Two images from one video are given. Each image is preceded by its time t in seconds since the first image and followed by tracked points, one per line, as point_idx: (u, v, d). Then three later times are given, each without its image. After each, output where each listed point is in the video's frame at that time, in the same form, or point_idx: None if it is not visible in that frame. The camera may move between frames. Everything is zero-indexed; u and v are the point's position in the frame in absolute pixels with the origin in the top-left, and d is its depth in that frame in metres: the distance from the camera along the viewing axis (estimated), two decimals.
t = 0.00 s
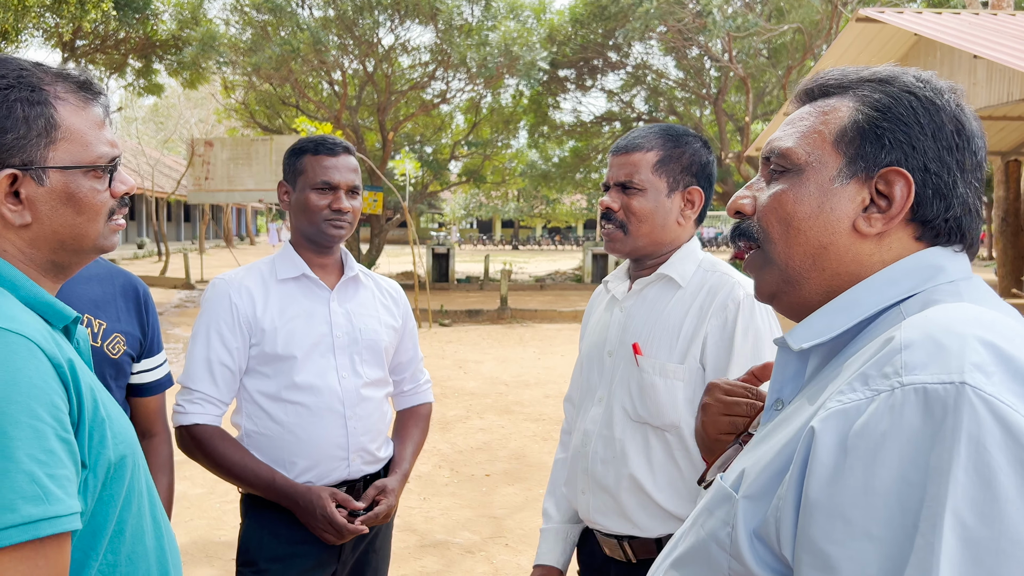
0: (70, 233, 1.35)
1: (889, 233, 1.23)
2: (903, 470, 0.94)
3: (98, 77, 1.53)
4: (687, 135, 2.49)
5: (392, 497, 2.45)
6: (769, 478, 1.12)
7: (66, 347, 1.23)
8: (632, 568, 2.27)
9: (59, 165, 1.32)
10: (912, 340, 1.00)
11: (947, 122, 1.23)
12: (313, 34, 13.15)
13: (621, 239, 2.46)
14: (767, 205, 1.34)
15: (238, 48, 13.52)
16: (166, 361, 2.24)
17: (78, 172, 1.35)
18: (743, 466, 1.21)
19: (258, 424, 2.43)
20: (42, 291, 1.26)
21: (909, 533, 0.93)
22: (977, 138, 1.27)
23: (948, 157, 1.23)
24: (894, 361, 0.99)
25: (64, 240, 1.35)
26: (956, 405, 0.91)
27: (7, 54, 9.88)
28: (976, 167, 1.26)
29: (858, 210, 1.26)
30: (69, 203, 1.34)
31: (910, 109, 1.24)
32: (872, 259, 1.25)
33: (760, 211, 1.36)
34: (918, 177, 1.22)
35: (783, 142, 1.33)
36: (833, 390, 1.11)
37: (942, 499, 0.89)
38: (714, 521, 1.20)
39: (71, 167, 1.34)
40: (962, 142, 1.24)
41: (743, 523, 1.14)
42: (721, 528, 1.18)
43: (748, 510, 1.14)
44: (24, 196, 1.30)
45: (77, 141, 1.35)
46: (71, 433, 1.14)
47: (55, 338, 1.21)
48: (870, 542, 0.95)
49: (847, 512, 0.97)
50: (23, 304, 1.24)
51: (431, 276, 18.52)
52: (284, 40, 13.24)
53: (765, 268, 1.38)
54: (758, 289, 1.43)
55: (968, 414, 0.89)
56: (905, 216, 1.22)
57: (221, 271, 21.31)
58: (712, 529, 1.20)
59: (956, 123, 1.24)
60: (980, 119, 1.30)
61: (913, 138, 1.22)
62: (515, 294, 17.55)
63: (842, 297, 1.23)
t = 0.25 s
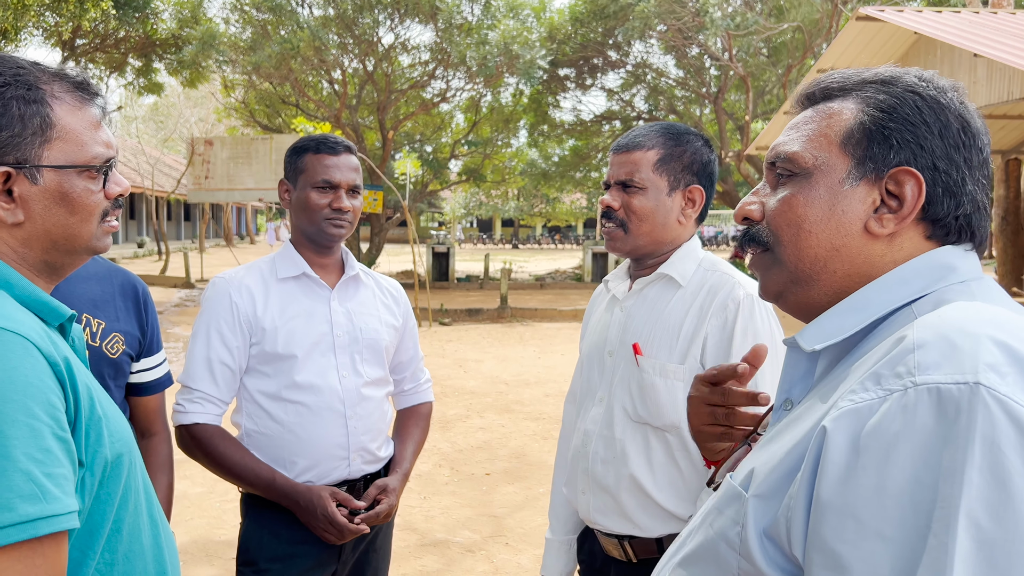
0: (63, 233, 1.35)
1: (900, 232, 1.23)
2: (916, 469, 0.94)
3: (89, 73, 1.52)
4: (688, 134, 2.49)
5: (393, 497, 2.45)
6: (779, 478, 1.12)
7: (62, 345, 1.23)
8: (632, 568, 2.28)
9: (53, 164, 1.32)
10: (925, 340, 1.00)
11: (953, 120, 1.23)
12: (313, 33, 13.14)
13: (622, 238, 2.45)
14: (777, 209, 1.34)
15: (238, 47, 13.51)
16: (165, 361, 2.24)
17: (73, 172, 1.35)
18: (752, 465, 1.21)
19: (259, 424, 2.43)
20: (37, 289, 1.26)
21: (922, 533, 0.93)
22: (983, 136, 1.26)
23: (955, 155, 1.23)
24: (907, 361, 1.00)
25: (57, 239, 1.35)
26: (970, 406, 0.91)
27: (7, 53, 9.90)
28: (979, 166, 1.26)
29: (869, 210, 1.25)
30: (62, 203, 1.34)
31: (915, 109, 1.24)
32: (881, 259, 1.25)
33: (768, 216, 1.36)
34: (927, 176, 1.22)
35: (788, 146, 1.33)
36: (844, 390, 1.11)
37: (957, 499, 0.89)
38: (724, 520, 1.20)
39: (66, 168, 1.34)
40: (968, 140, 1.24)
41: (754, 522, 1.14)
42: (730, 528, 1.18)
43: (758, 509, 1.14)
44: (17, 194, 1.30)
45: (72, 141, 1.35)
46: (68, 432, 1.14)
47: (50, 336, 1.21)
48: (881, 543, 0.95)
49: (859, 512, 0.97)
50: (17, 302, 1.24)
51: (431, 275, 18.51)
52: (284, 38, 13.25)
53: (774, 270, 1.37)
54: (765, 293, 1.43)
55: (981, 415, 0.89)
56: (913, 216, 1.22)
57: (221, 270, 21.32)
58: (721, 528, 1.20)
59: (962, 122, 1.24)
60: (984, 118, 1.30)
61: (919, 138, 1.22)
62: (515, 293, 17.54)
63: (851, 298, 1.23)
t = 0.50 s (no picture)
0: (53, 232, 1.35)
1: (911, 227, 1.23)
2: (925, 460, 0.94)
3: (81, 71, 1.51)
4: (687, 132, 2.48)
5: (393, 497, 2.45)
6: (788, 473, 1.12)
7: (53, 343, 1.23)
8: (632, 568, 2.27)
9: (43, 163, 1.32)
10: (938, 332, 0.99)
11: (967, 116, 1.22)
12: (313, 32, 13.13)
13: (621, 238, 2.45)
14: (788, 205, 1.35)
15: (238, 45, 13.49)
16: (164, 360, 2.24)
17: (64, 171, 1.34)
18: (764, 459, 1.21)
19: (258, 423, 2.43)
20: (28, 288, 1.25)
21: (932, 526, 0.93)
22: (998, 134, 1.26)
23: (969, 151, 1.21)
24: (920, 352, 0.99)
25: (47, 238, 1.35)
26: (982, 397, 0.90)
27: (6, 52, 9.89)
28: (993, 164, 1.25)
29: (880, 205, 1.25)
30: (53, 201, 1.33)
31: (929, 104, 1.23)
32: (892, 254, 1.25)
33: (781, 212, 1.37)
34: (939, 170, 1.21)
35: (801, 143, 1.35)
36: (856, 383, 1.10)
37: (968, 492, 0.89)
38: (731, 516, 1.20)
39: (57, 166, 1.33)
40: (983, 138, 1.23)
41: (761, 516, 1.14)
42: (737, 524, 1.18)
43: (767, 503, 1.14)
44: (7, 193, 1.29)
45: (63, 140, 1.35)
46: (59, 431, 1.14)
47: (42, 335, 1.21)
48: (892, 534, 0.95)
49: (869, 504, 0.96)
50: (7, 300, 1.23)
51: (431, 273, 18.50)
52: (284, 37, 13.25)
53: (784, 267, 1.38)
54: (778, 289, 1.43)
55: (993, 405, 0.89)
56: (926, 211, 1.21)
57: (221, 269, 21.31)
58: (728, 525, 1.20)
59: (976, 119, 1.23)
60: (1000, 119, 1.29)
61: (933, 133, 1.21)
62: (515, 292, 17.53)
63: (861, 296, 1.23)
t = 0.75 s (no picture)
0: (42, 234, 1.35)
1: (906, 232, 1.23)
2: (949, 480, 0.94)
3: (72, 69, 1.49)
4: (684, 130, 2.48)
5: (392, 496, 2.45)
6: (799, 487, 1.12)
7: (40, 344, 1.23)
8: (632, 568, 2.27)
9: (31, 167, 1.30)
10: (950, 345, 1.00)
11: (966, 115, 1.23)
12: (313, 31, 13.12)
13: (618, 238, 2.45)
14: (779, 201, 1.33)
15: (238, 44, 13.49)
16: (164, 359, 2.24)
17: (52, 174, 1.33)
18: (766, 469, 1.20)
19: (258, 422, 2.43)
20: (14, 289, 1.25)
21: (962, 547, 0.93)
22: (995, 131, 1.26)
23: (967, 152, 1.22)
24: (935, 367, 0.99)
25: (36, 240, 1.35)
26: (1004, 415, 0.91)
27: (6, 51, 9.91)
28: (992, 163, 1.25)
29: (874, 208, 1.25)
30: (40, 205, 1.33)
31: (928, 101, 1.23)
32: (885, 258, 1.25)
33: (772, 208, 1.36)
34: (937, 174, 1.21)
35: (794, 136, 1.33)
36: (865, 395, 1.10)
37: (998, 512, 0.90)
38: (741, 531, 1.18)
39: (44, 170, 1.32)
40: (981, 137, 1.23)
41: (773, 533, 1.13)
42: (748, 540, 1.17)
43: (776, 517, 1.13)
44: None
45: (51, 143, 1.33)
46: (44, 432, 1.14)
47: (29, 335, 1.22)
48: (918, 557, 0.95)
49: (893, 525, 0.96)
50: None
51: (431, 273, 18.50)
52: (283, 36, 13.25)
53: (772, 263, 1.37)
54: (764, 287, 1.43)
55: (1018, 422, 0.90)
56: (924, 213, 1.21)
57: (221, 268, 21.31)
58: (738, 539, 1.19)
59: (975, 117, 1.23)
60: (996, 114, 1.29)
61: (931, 134, 1.21)
62: (515, 291, 17.54)
63: (857, 298, 1.23)
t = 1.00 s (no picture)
0: (37, 242, 1.34)
1: (909, 233, 1.22)
2: (934, 475, 0.93)
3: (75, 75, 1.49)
4: (684, 129, 2.47)
5: (393, 497, 2.45)
6: (792, 484, 1.12)
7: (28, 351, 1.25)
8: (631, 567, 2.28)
9: (30, 177, 1.30)
10: (939, 342, 1.00)
11: (966, 116, 1.22)
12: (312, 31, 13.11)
13: (619, 238, 2.45)
14: (782, 206, 1.34)
15: (238, 44, 13.48)
16: (164, 360, 2.24)
17: (51, 185, 1.32)
18: (759, 470, 1.20)
19: (257, 422, 2.42)
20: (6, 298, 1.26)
21: (945, 543, 0.92)
22: (996, 131, 1.25)
23: (968, 153, 1.21)
24: (921, 363, 0.99)
25: (30, 249, 1.34)
26: (989, 410, 0.90)
27: (6, 50, 9.91)
28: (993, 165, 1.25)
29: (876, 211, 1.25)
30: (37, 215, 1.31)
31: (927, 103, 1.22)
32: (888, 260, 1.25)
33: (775, 212, 1.36)
34: (938, 175, 1.20)
35: (795, 141, 1.33)
36: (855, 393, 1.10)
37: (981, 508, 0.89)
38: (732, 527, 1.19)
39: (42, 181, 1.31)
40: (982, 137, 1.22)
41: (765, 530, 1.13)
42: (740, 536, 1.17)
43: (769, 515, 1.13)
44: None
45: (52, 154, 1.32)
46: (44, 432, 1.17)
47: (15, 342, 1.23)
48: (901, 552, 0.94)
49: (878, 521, 0.96)
50: None
51: (431, 272, 18.50)
52: (283, 35, 13.23)
53: (778, 267, 1.37)
54: (771, 286, 1.43)
55: (1004, 418, 0.89)
56: (924, 215, 1.21)
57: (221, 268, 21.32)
58: (731, 536, 1.19)
59: (974, 118, 1.22)
60: (997, 114, 1.28)
61: (931, 135, 1.21)
62: (515, 290, 17.54)
63: (853, 299, 1.23)
